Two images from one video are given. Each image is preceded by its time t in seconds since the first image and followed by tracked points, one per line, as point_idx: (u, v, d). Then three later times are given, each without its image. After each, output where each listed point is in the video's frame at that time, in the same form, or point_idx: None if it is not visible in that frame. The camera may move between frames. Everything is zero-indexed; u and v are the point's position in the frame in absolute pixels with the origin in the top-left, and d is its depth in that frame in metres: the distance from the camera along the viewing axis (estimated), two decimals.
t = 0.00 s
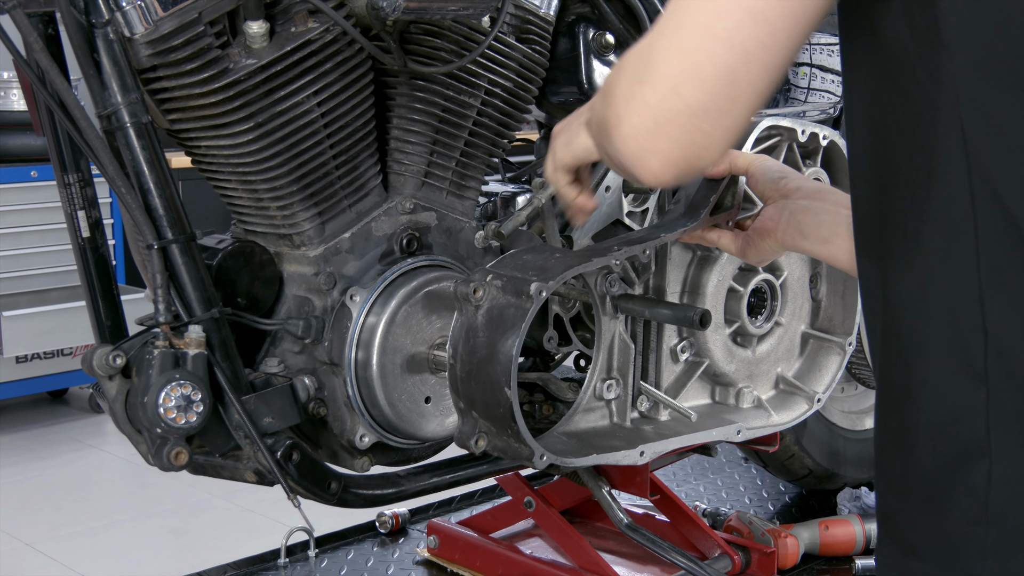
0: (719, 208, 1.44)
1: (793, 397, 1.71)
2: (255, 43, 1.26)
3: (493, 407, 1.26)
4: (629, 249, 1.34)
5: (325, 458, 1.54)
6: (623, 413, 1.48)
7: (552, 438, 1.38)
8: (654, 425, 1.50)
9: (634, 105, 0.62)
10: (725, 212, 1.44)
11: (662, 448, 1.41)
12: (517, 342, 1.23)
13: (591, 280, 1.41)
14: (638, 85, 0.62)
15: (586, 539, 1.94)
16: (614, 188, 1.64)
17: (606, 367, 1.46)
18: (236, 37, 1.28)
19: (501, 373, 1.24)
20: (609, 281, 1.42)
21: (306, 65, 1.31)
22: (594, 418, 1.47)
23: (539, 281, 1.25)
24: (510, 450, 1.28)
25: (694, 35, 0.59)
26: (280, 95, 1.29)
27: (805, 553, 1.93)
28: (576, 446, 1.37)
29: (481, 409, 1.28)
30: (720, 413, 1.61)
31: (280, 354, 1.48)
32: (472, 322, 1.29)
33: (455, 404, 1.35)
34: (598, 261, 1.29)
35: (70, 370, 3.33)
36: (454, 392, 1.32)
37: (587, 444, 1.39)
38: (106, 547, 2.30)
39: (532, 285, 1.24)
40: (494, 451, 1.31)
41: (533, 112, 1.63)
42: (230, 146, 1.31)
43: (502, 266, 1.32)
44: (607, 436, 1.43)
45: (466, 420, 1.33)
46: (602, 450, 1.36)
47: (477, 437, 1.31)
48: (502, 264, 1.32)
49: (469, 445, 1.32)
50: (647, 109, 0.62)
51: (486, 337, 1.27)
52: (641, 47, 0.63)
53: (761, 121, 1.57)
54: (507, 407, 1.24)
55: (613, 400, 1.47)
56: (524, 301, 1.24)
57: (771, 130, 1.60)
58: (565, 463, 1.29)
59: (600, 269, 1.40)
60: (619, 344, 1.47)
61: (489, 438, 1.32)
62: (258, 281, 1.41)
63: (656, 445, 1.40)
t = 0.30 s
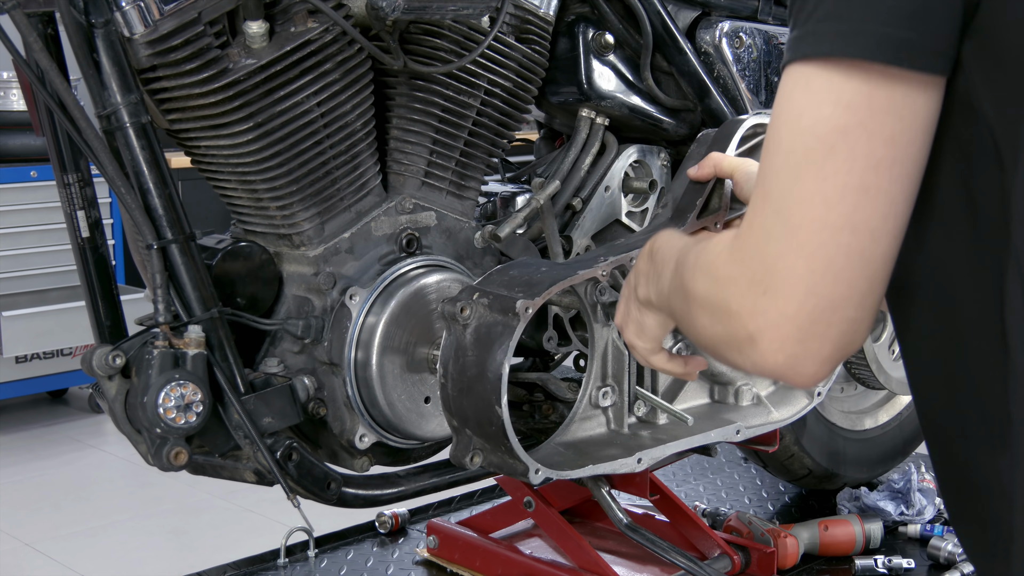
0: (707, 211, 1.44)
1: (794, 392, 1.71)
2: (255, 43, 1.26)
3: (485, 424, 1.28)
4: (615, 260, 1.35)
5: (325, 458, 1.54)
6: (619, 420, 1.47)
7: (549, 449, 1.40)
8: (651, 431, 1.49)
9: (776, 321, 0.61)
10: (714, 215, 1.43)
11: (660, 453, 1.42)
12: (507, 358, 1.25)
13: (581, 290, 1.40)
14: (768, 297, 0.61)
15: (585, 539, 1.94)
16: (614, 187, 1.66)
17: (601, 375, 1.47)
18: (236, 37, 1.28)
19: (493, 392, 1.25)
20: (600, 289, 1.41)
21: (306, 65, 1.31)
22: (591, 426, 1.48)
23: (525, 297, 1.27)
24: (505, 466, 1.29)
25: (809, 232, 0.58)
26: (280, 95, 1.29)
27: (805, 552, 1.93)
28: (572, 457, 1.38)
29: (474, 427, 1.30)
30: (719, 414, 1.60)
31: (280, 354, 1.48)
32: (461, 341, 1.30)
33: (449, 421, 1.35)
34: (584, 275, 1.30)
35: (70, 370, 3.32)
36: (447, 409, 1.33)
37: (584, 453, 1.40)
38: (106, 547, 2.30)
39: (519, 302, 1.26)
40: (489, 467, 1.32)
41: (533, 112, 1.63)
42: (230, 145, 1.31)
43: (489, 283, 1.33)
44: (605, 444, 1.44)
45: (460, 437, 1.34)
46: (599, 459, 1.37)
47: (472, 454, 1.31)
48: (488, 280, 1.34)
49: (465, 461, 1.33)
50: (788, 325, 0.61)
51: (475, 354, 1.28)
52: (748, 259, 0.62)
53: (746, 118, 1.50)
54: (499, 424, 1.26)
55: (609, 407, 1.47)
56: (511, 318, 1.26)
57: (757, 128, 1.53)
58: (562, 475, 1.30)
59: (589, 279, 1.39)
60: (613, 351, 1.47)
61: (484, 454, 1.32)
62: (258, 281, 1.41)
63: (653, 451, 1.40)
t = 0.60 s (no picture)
0: (701, 197, 1.42)
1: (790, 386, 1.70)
2: (255, 43, 1.26)
3: (484, 414, 1.28)
4: (609, 245, 1.34)
5: (325, 458, 1.54)
6: (619, 411, 1.48)
7: (549, 441, 1.38)
8: (651, 422, 1.50)
9: (767, 400, 0.65)
10: (707, 201, 1.42)
11: (660, 443, 1.41)
12: (504, 344, 1.25)
13: (576, 280, 1.42)
14: (763, 378, 0.65)
15: (585, 539, 1.94)
16: (614, 187, 1.65)
17: (599, 366, 1.47)
18: (237, 37, 1.28)
19: (491, 379, 1.25)
20: (595, 279, 1.44)
21: (306, 66, 1.30)
22: (591, 418, 1.47)
23: (521, 284, 1.26)
24: (505, 456, 1.29)
25: (809, 329, 0.61)
26: (280, 95, 1.29)
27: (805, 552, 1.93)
28: (574, 448, 1.37)
29: (473, 417, 1.30)
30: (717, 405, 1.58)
31: (280, 354, 1.48)
32: (458, 330, 1.30)
33: (448, 414, 1.35)
34: (579, 261, 1.30)
35: (70, 370, 3.32)
36: (444, 401, 1.33)
37: (584, 444, 1.39)
38: (106, 547, 2.30)
39: (514, 288, 1.25)
40: (489, 457, 1.32)
41: (533, 112, 1.63)
42: (230, 146, 1.31)
43: (484, 271, 1.33)
44: (604, 435, 1.44)
45: (459, 430, 1.34)
46: (600, 449, 1.36)
47: (471, 445, 1.31)
48: (484, 269, 1.33)
49: (464, 454, 1.32)
50: (777, 407, 0.64)
51: (471, 343, 1.28)
52: (751, 339, 0.65)
53: (738, 106, 1.49)
54: (498, 412, 1.26)
55: (608, 399, 1.48)
56: (508, 304, 1.26)
57: (745, 116, 1.52)
58: (563, 464, 1.30)
59: (585, 268, 1.42)
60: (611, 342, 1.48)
61: (483, 446, 1.32)
62: (258, 281, 1.41)
63: (654, 441, 1.40)
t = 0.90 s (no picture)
0: (691, 210, 1.44)
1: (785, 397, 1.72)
2: (255, 43, 1.26)
3: (485, 434, 1.28)
4: (603, 261, 1.34)
5: (325, 458, 1.54)
6: (618, 429, 1.48)
7: (549, 461, 1.39)
8: (650, 437, 1.51)
9: (820, 470, 0.73)
10: (697, 213, 1.44)
11: (661, 457, 1.42)
12: (504, 362, 1.25)
13: (571, 298, 1.41)
14: (824, 451, 0.73)
15: (585, 539, 1.94)
16: (614, 188, 1.65)
17: (595, 384, 1.46)
18: (237, 37, 1.28)
19: (491, 399, 1.25)
20: (589, 296, 1.43)
21: (306, 66, 1.30)
22: (589, 436, 1.47)
23: (517, 301, 1.26)
24: (507, 477, 1.29)
25: (887, 417, 0.69)
26: (280, 95, 1.29)
27: (805, 552, 1.93)
28: (575, 467, 1.37)
29: (474, 438, 1.30)
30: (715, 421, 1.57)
31: (280, 354, 1.48)
32: (456, 351, 1.31)
33: (447, 435, 1.36)
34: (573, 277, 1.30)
35: (70, 371, 3.32)
36: (444, 423, 1.34)
37: (585, 463, 1.40)
38: (106, 547, 2.30)
39: (511, 306, 1.25)
40: (489, 480, 1.32)
41: (533, 112, 1.63)
42: (230, 145, 1.31)
43: (480, 290, 1.33)
44: (604, 454, 1.44)
45: (460, 451, 1.35)
46: (601, 467, 1.37)
47: (472, 468, 1.32)
48: (479, 289, 1.33)
49: (466, 476, 1.33)
50: (831, 479, 0.73)
51: (469, 360, 1.29)
52: (817, 410, 0.73)
53: (722, 118, 1.47)
54: (500, 432, 1.26)
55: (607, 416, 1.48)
56: (505, 323, 1.26)
57: (731, 126, 1.51)
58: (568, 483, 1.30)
59: (577, 285, 1.40)
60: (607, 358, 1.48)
61: (484, 467, 1.33)
62: (258, 281, 1.40)
63: (655, 456, 1.41)
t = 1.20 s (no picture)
0: (693, 211, 1.46)
1: (778, 403, 1.71)
2: (255, 43, 1.26)
3: (472, 421, 1.28)
4: (602, 255, 1.34)
5: (325, 458, 1.54)
6: (605, 425, 1.48)
7: (533, 450, 1.38)
8: (636, 436, 1.50)
9: (810, 555, 0.76)
10: (700, 214, 1.45)
11: (645, 458, 1.42)
12: (494, 351, 1.24)
13: (566, 289, 1.41)
14: (819, 540, 0.75)
15: (585, 539, 1.94)
16: (614, 188, 1.65)
17: (585, 379, 1.46)
18: (237, 37, 1.28)
19: (480, 385, 1.25)
20: (583, 289, 1.43)
21: (306, 65, 1.30)
22: (576, 430, 1.47)
23: (513, 289, 1.26)
24: (490, 464, 1.30)
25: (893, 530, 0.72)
26: (281, 95, 1.29)
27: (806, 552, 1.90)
28: (558, 458, 1.37)
29: (459, 425, 1.31)
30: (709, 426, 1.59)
31: (280, 354, 1.48)
32: (447, 335, 1.30)
33: (433, 420, 1.36)
34: (573, 267, 1.30)
35: (70, 370, 3.32)
36: (431, 407, 1.34)
37: (569, 456, 1.39)
38: (106, 547, 2.30)
39: (506, 293, 1.25)
40: (473, 467, 1.32)
41: (533, 112, 1.63)
42: (230, 145, 1.32)
43: (475, 276, 1.33)
44: (590, 449, 1.43)
45: (445, 437, 1.35)
46: (584, 462, 1.37)
47: (456, 453, 1.32)
48: (474, 273, 1.34)
49: (448, 461, 1.33)
50: (818, 566, 0.76)
51: (459, 345, 1.28)
52: (824, 502, 0.75)
53: (733, 120, 1.48)
54: (486, 419, 1.26)
55: (595, 412, 1.47)
56: (499, 309, 1.26)
57: (740, 131, 1.52)
58: (548, 476, 1.30)
59: (575, 278, 1.40)
60: (599, 354, 1.48)
61: (467, 454, 1.33)
62: (258, 281, 1.40)
63: (640, 455, 1.41)
